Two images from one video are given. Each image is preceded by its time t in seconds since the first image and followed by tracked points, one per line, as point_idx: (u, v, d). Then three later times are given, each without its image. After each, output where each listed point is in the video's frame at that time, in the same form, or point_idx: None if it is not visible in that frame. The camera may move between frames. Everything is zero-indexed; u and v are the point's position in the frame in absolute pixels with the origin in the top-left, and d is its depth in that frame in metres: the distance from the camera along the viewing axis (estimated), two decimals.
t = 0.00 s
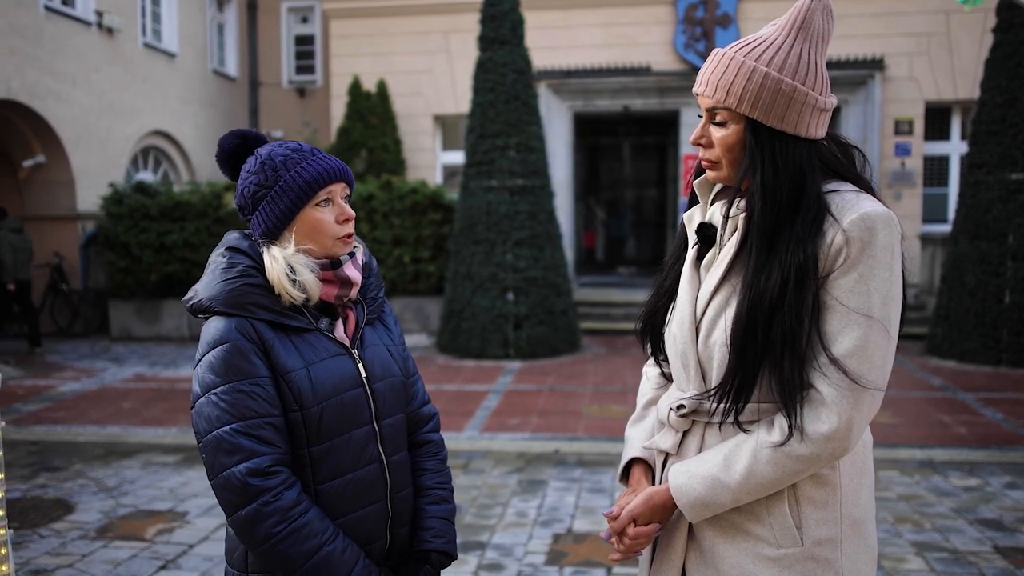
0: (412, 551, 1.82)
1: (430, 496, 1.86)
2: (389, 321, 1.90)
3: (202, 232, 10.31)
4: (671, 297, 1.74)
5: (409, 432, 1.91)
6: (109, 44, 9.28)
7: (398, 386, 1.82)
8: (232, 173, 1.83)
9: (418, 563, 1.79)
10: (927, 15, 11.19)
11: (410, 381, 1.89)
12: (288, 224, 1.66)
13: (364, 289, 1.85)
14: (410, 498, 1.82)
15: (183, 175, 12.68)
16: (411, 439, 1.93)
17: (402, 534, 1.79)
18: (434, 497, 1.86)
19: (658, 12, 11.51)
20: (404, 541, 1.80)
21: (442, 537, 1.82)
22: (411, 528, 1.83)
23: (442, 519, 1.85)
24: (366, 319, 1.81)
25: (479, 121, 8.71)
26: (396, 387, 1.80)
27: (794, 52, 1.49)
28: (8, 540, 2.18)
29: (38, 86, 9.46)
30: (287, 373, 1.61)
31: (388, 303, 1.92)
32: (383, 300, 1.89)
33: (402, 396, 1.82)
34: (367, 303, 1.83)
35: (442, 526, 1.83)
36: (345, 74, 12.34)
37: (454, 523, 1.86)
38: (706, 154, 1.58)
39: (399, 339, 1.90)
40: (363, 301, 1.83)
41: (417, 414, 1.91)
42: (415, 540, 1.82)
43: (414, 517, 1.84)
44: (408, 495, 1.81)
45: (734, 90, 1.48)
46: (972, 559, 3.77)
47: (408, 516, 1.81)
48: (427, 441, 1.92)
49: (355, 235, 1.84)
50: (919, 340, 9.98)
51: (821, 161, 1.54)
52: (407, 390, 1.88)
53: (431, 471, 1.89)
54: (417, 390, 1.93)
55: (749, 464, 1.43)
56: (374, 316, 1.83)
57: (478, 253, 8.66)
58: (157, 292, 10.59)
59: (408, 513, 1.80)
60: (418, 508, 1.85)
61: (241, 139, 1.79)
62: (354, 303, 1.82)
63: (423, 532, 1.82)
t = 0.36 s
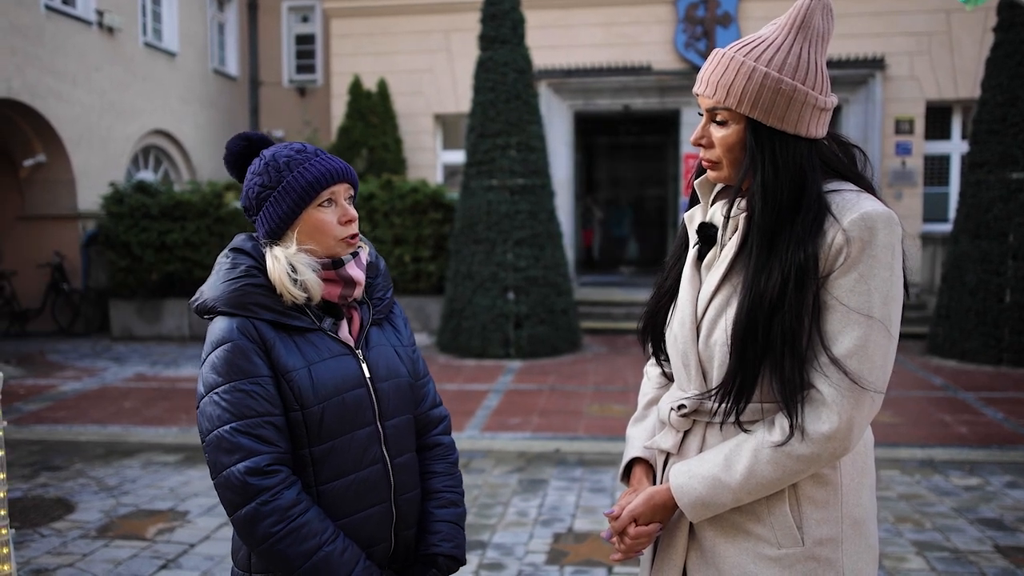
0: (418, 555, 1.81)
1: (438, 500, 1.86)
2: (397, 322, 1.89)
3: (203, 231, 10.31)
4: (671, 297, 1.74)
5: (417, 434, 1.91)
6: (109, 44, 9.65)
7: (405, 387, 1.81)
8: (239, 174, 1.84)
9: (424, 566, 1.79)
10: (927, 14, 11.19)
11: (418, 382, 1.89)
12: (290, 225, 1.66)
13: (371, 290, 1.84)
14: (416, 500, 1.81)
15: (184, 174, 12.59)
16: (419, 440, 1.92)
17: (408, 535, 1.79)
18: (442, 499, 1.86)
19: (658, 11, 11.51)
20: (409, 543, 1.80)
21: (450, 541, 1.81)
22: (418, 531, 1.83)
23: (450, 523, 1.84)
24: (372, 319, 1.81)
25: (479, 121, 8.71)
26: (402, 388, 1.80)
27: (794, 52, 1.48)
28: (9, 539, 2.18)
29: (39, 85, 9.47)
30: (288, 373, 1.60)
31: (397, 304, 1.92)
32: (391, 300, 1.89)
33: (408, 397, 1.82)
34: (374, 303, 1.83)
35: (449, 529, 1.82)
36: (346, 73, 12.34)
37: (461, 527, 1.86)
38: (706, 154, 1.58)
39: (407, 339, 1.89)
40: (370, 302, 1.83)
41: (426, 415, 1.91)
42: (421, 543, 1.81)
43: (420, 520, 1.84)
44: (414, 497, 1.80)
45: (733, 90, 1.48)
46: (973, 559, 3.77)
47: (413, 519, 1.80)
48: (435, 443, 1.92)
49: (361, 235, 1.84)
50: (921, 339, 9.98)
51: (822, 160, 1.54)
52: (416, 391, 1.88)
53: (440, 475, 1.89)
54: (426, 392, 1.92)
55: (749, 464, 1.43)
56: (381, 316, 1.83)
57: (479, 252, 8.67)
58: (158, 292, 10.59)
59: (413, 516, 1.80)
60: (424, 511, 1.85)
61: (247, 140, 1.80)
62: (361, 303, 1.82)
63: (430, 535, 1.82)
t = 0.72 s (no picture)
0: (422, 558, 1.81)
1: (442, 503, 1.86)
2: (403, 325, 1.89)
3: (204, 231, 10.31)
4: (672, 297, 1.74)
5: (421, 437, 1.91)
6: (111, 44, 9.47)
7: (410, 390, 1.81)
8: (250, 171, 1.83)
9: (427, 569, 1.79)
10: (927, 14, 11.19)
11: (423, 386, 1.89)
12: (299, 226, 1.66)
13: (377, 292, 1.84)
14: (420, 504, 1.81)
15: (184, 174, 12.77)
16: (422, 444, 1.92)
17: (411, 539, 1.78)
18: (446, 504, 1.86)
19: (659, 11, 11.50)
20: (413, 546, 1.80)
21: (453, 545, 1.81)
22: (421, 534, 1.83)
23: (454, 526, 1.84)
24: (378, 322, 1.81)
25: (480, 121, 8.70)
26: (407, 391, 1.79)
27: (795, 52, 1.48)
28: (9, 541, 2.17)
29: (39, 86, 9.46)
30: (295, 375, 1.60)
31: (403, 307, 1.92)
32: (397, 303, 1.89)
33: (413, 400, 1.82)
34: (380, 305, 1.83)
35: (453, 533, 1.82)
36: (347, 73, 12.34)
37: (465, 530, 1.86)
38: (707, 155, 1.58)
39: (413, 342, 1.89)
40: (376, 304, 1.83)
41: (430, 419, 1.91)
42: (425, 546, 1.81)
43: (424, 524, 1.84)
44: (417, 501, 1.80)
45: (734, 91, 1.48)
46: (975, 559, 3.76)
47: (417, 522, 1.80)
48: (439, 447, 1.91)
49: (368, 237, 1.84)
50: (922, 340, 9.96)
51: (824, 162, 1.53)
52: (420, 394, 1.88)
53: (444, 478, 1.89)
54: (430, 395, 1.92)
55: (751, 466, 1.43)
56: (386, 320, 1.83)
57: (479, 252, 8.67)
58: (159, 292, 10.59)
59: (417, 519, 1.80)
60: (428, 515, 1.84)
61: (261, 137, 1.79)
62: (367, 306, 1.82)
63: (433, 538, 1.81)
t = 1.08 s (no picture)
0: (426, 559, 1.81)
1: (445, 503, 1.85)
2: (404, 327, 1.89)
3: (205, 231, 10.30)
4: (678, 300, 1.73)
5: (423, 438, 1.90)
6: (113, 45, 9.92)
7: (413, 391, 1.80)
8: (248, 177, 1.82)
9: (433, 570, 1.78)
10: (929, 15, 11.17)
11: (424, 387, 1.89)
12: (303, 226, 1.65)
13: (380, 295, 1.84)
14: (424, 505, 1.80)
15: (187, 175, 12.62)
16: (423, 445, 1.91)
17: (416, 541, 1.78)
18: (449, 504, 1.85)
19: (660, 11, 11.48)
20: (418, 548, 1.79)
21: (457, 545, 1.81)
22: (425, 536, 1.82)
23: (457, 526, 1.84)
24: (382, 324, 1.81)
25: (481, 121, 8.69)
26: (411, 393, 1.79)
27: (802, 54, 1.47)
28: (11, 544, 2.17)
29: (40, 86, 9.48)
30: (303, 379, 1.60)
31: (403, 309, 1.92)
32: (398, 305, 1.89)
33: (416, 401, 1.81)
34: (382, 307, 1.83)
35: (457, 533, 1.82)
36: (348, 73, 12.33)
37: (468, 531, 1.86)
38: (713, 158, 1.57)
39: (413, 344, 1.89)
40: (379, 307, 1.82)
41: (431, 420, 1.90)
42: (429, 547, 1.81)
43: (428, 525, 1.83)
44: (423, 502, 1.80)
45: (740, 94, 1.47)
46: (978, 561, 3.76)
47: (422, 524, 1.79)
48: (440, 447, 1.90)
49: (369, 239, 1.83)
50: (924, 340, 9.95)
51: (831, 165, 1.53)
52: (422, 396, 1.88)
53: (446, 478, 1.88)
54: (431, 396, 1.92)
55: (757, 471, 1.42)
56: (389, 321, 1.83)
57: (480, 253, 8.66)
58: (160, 292, 10.59)
59: (422, 520, 1.79)
60: (432, 515, 1.84)
61: (257, 143, 1.78)
62: (370, 308, 1.82)
63: (437, 539, 1.81)
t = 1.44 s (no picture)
0: (427, 558, 1.80)
1: (445, 502, 1.85)
2: (403, 326, 1.88)
3: (206, 231, 10.30)
4: (681, 300, 1.72)
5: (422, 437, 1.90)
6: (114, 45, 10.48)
7: (413, 391, 1.80)
8: (246, 177, 1.81)
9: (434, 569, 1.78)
10: (930, 15, 11.16)
11: (424, 386, 1.88)
12: (302, 226, 1.64)
13: (379, 294, 1.83)
14: (424, 505, 1.80)
15: (187, 175, 12.65)
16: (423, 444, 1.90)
17: (417, 540, 1.77)
18: (448, 503, 1.84)
19: (662, 11, 11.48)
20: (418, 547, 1.78)
21: (457, 543, 1.80)
22: (425, 535, 1.81)
23: (457, 525, 1.83)
24: (381, 324, 1.80)
25: (483, 121, 8.69)
26: (411, 393, 1.78)
27: (805, 53, 1.46)
28: (10, 547, 2.16)
29: (41, 86, 9.49)
30: (305, 381, 1.59)
31: (403, 308, 1.91)
32: (398, 304, 1.88)
33: (417, 401, 1.81)
34: (382, 307, 1.82)
35: (457, 531, 1.81)
36: (349, 73, 12.33)
37: (468, 530, 1.85)
38: (716, 158, 1.56)
39: (413, 343, 1.88)
40: (379, 306, 1.81)
41: (430, 419, 1.89)
42: (430, 546, 1.80)
43: (428, 525, 1.82)
44: (423, 501, 1.79)
45: (744, 93, 1.47)
46: (980, 562, 3.75)
47: (422, 523, 1.79)
48: (440, 446, 1.89)
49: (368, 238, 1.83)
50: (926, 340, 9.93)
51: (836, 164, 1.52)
52: (421, 395, 1.87)
53: (445, 477, 1.87)
54: (430, 395, 1.91)
55: (761, 473, 1.41)
56: (389, 321, 1.82)
57: (482, 253, 8.65)
58: (161, 292, 10.57)
59: (422, 520, 1.78)
60: (432, 514, 1.83)
61: (254, 142, 1.77)
62: (371, 307, 1.81)
63: (437, 538, 1.80)
